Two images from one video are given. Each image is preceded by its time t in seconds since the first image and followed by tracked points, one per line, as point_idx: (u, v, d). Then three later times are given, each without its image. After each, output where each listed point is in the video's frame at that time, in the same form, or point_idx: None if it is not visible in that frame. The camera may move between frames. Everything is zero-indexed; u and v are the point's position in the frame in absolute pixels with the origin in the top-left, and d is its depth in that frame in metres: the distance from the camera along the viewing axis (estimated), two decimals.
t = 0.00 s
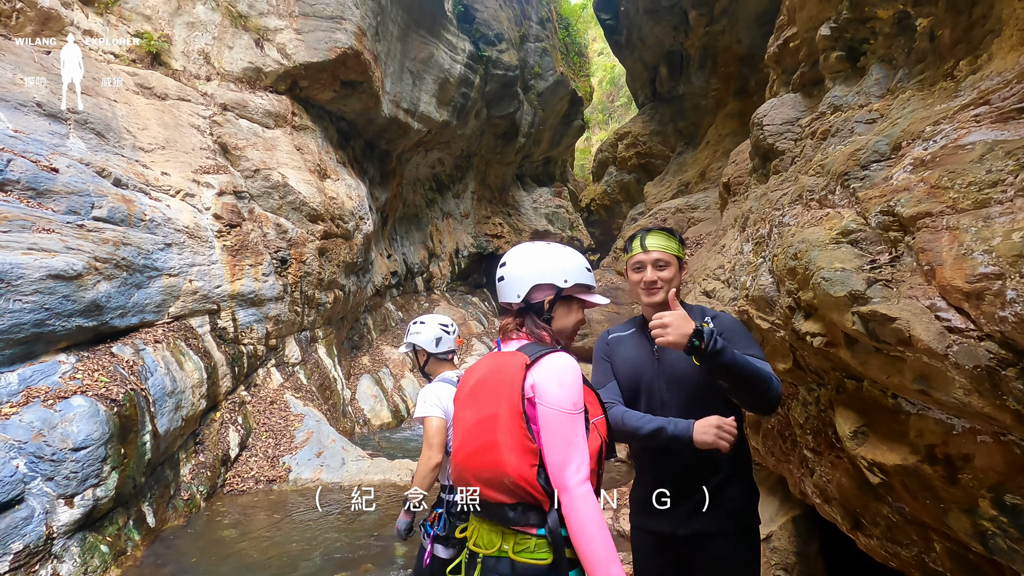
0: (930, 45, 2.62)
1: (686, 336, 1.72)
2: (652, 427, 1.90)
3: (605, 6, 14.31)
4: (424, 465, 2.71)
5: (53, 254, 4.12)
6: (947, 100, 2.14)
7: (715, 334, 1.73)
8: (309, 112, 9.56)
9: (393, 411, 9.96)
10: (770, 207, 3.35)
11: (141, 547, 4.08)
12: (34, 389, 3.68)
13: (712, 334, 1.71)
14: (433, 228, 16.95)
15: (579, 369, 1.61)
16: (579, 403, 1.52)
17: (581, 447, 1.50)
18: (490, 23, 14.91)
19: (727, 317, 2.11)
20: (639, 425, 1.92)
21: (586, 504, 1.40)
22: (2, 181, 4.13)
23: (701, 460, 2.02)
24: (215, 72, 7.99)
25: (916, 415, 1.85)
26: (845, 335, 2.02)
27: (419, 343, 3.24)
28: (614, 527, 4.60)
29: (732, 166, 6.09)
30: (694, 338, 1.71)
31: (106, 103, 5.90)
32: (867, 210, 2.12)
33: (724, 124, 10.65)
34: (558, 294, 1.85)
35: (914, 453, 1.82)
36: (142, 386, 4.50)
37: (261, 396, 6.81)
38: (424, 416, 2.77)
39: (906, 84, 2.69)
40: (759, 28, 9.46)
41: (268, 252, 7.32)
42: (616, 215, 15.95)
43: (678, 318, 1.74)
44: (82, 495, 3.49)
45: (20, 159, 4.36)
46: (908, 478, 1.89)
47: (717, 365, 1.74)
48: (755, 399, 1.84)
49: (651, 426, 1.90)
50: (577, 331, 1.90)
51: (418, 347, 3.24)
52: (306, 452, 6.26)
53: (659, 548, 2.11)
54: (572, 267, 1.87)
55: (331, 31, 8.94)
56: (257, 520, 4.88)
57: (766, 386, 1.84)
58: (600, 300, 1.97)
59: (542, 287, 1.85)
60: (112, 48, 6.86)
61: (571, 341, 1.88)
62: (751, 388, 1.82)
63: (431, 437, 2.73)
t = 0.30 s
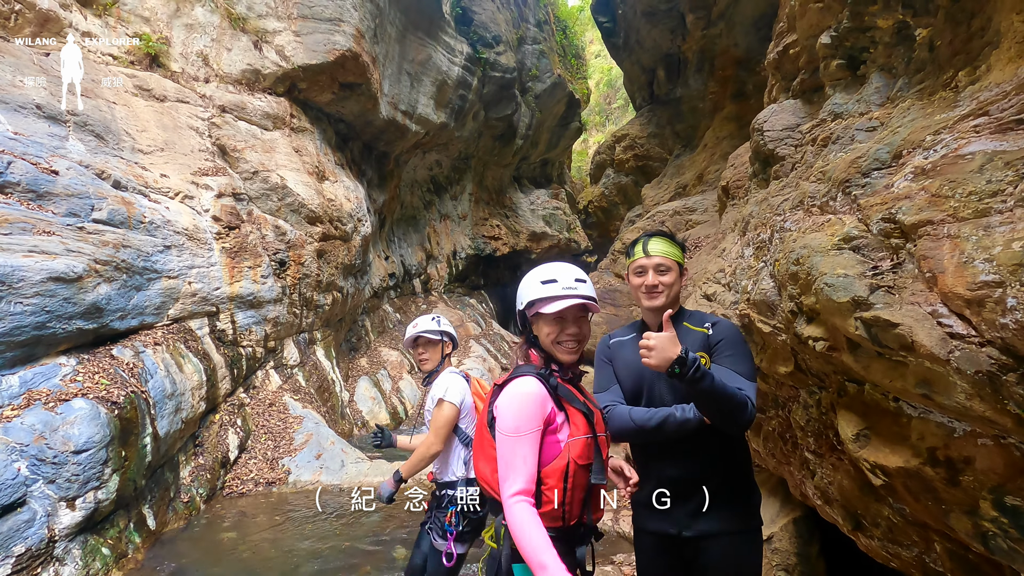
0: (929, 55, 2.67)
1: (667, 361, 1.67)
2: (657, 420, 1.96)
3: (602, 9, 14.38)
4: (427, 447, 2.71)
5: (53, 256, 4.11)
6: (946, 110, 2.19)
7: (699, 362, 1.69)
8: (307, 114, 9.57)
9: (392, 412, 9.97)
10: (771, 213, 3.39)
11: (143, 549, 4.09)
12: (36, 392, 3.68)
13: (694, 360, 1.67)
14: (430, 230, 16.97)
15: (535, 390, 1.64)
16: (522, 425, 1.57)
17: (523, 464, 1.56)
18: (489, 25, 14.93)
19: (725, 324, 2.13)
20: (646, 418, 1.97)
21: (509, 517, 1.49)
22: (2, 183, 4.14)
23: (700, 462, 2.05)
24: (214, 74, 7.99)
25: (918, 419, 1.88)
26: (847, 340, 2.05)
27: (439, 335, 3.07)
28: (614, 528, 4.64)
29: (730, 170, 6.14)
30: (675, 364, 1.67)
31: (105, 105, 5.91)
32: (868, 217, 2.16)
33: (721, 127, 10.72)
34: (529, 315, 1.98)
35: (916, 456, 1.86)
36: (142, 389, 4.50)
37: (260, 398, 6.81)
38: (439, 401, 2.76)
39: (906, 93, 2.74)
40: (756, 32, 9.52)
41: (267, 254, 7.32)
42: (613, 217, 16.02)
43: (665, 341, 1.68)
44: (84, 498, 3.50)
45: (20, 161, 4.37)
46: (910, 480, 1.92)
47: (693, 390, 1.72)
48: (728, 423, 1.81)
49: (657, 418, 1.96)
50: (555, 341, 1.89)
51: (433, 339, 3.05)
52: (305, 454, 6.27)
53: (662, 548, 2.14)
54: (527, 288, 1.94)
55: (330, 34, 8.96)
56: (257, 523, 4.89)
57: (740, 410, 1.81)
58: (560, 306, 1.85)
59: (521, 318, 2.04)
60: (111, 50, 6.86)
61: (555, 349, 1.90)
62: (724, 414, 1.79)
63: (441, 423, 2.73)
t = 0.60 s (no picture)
0: (933, 55, 2.68)
1: (657, 370, 1.69)
2: (656, 426, 2.01)
3: (602, 10, 14.40)
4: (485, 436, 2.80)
5: (53, 256, 4.10)
6: (951, 109, 2.20)
7: (690, 369, 1.68)
8: (307, 114, 9.56)
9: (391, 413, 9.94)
10: (774, 212, 3.40)
11: (143, 549, 4.08)
12: (36, 392, 3.67)
13: (684, 367, 1.67)
14: (429, 231, 16.96)
15: (520, 368, 2.01)
16: (500, 393, 1.98)
17: (499, 423, 1.97)
18: (488, 26, 14.92)
19: (721, 326, 2.13)
20: (646, 426, 2.03)
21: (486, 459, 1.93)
22: (3, 183, 4.13)
23: (700, 465, 2.05)
24: (214, 74, 7.99)
25: (924, 417, 1.89)
26: (852, 338, 2.06)
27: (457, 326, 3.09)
28: (615, 528, 4.64)
29: (730, 170, 6.15)
30: (666, 373, 1.68)
31: (105, 106, 5.91)
32: (873, 216, 2.17)
33: (721, 128, 10.72)
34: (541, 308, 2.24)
35: (922, 453, 1.86)
36: (142, 389, 4.49)
37: (260, 399, 6.80)
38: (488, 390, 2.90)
39: (910, 92, 2.75)
40: (755, 33, 9.53)
41: (267, 254, 7.31)
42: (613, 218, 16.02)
43: (654, 350, 1.70)
44: (84, 498, 3.49)
45: (20, 161, 4.37)
46: (916, 478, 1.93)
47: (685, 400, 1.71)
48: (726, 431, 1.81)
49: (656, 425, 2.02)
50: (557, 331, 2.12)
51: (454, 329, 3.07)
52: (305, 454, 6.27)
53: (665, 551, 2.16)
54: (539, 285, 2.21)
55: (330, 34, 8.95)
56: (257, 523, 4.88)
57: (739, 419, 1.79)
58: (553, 300, 2.08)
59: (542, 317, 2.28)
60: (110, 50, 6.85)
61: (557, 338, 2.11)
62: (720, 423, 1.77)
63: (487, 413, 2.86)
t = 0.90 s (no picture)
0: (934, 51, 2.67)
1: (632, 373, 1.70)
2: (657, 429, 1.89)
3: (602, 12, 14.42)
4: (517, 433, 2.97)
5: (53, 257, 4.10)
6: (952, 105, 2.18)
7: (667, 373, 1.61)
8: (307, 116, 9.57)
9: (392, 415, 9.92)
10: (774, 211, 3.39)
11: (142, 551, 4.07)
12: (36, 393, 3.66)
13: (660, 372, 1.61)
14: (430, 233, 16.95)
15: (508, 354, 2.23)
16: (493, 379, 2.22)
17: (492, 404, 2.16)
18: (489, 28, 14.93)
19: (735, 325, 1.91)
20: (648, 427, 1.90)
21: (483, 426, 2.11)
22: (3, 185, 4.14)
23: (697, 472, 1.98)
24: (214, 76, 8.00)
25: (926, 414, 1.87)
26: (853, 335, 2.04)
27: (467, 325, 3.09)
28: (616, 530, 4.63)
29: (730, 170, 6.15)
30: (639, 377, 1.65)
31: (106, 107, 5.92)
32: (874, 212, 2.15)
33: (722, 129, 10.72)
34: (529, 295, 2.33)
35: (925, 451, 1.84)
36: (142, 389, 4.48)
37: (261, 400, 6.79)
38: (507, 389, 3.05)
39: (911, 89, 2.74)
40: (755, 34, 9.53)
41: (267, 256, 7.30)
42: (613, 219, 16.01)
43: (629, 357, 1.72)
44: (84, 499, 3.48)
45: (20, 162, 4.37)
46: (919, 477, 1.91)
47: (664, 408, 1.63)
48: (711, 445, 1.69)
49: (656, 428, 1.89)
50: (543, 316, 2.24)
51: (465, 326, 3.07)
52: (306, 456, 6.25)
53: (664, 555, 2.16)
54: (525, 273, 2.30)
55: (330, 36, 8.96)
56: (257, 525, 4.87)
57: (725, 435, 1.65)
58: (539, 285, 2.18)
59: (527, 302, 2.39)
60: (112, 53, 6.85)
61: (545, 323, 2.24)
62: (702, 435, 1.66)
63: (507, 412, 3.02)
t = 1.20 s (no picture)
0: (937, 53, 2.67)
1: (628, 379, 1.74)
2: (656, 425, 1.96)
3: (603, 15, 14.46)
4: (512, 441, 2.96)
5: (56, 260, 4.11)
6: (955, 107, 2.18)
7: (661, 381, 1.66)
8: (309, 119, 9.61)
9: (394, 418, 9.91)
10: (777, 213, 3.38)
11: (144, 554, 4.06)
12: (38, 396, 3.67)
13: (654, 379, 1.66)
14: (432, 235, 16.97)
15: (502, 357, 2.24)
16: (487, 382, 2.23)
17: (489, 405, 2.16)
18: (490, 31, 14.96)
19: (744, 332, 1.85)
20: (648, 422, 1.98)
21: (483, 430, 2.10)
22: (5, 188, 4.19)
23: (697, 473, 1.98)
24: (217, 80, 8.03)
25: (930, 417, 1.86)
26: (857, 338, 2.04)
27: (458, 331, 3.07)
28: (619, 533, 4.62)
29: (732, 173, 6.15)
30: (634, 384, 1.72)
31: (109, 110, 5.95)
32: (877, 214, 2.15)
33: (723, 132, 10.71)
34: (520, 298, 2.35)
35: (930, 454, 1.84)
36: (144, 392, 4.48)
37: (263, 403, 6.79)
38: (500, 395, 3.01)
39: (913, 91, 2.74)
40: (757, 36, 9.52)
41: (269, 258, 7.30)
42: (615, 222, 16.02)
43: (628, 359, 1.77)
44: (86, 502, 3.48)
45: (24, 165, 4.40)
46: (923, 479, 1.90)
47: (658, 413, 1.68)
48: (706, 452, 1.70)
49: (655, 423, 1.96)
50: (536, 318, 2.27)
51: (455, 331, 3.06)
52: (308, 459, 6.25)
53: (663, 556, 2.15)
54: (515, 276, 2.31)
55: (332, 39, 8.99)
56: (258, 528, 4.85)
57: (718, 443, 1.65)
58: (531, 289, 2.19)
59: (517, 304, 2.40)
60: (115, 57, 6.88)
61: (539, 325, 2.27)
62: (696, 443, 1.68)
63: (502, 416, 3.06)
